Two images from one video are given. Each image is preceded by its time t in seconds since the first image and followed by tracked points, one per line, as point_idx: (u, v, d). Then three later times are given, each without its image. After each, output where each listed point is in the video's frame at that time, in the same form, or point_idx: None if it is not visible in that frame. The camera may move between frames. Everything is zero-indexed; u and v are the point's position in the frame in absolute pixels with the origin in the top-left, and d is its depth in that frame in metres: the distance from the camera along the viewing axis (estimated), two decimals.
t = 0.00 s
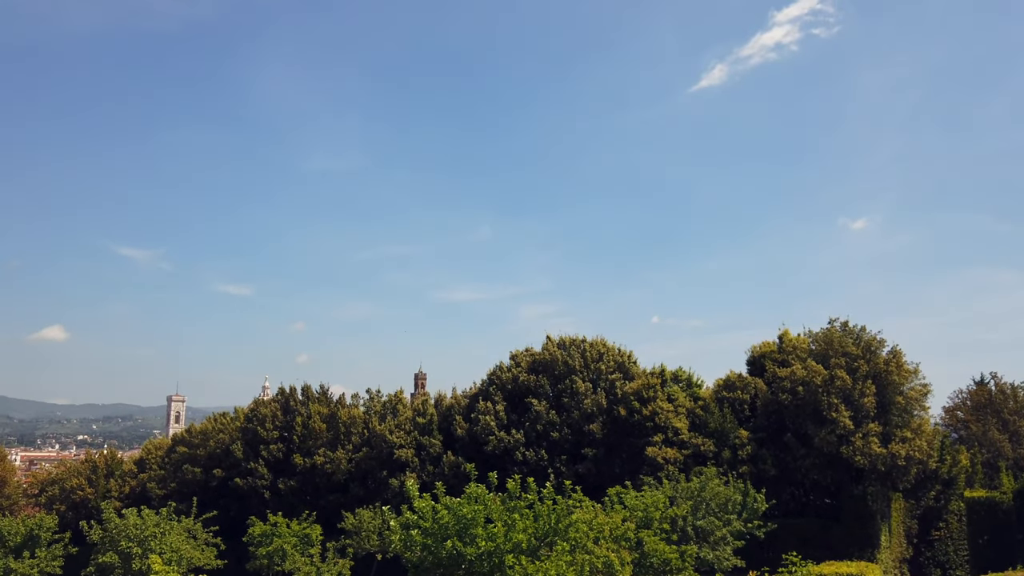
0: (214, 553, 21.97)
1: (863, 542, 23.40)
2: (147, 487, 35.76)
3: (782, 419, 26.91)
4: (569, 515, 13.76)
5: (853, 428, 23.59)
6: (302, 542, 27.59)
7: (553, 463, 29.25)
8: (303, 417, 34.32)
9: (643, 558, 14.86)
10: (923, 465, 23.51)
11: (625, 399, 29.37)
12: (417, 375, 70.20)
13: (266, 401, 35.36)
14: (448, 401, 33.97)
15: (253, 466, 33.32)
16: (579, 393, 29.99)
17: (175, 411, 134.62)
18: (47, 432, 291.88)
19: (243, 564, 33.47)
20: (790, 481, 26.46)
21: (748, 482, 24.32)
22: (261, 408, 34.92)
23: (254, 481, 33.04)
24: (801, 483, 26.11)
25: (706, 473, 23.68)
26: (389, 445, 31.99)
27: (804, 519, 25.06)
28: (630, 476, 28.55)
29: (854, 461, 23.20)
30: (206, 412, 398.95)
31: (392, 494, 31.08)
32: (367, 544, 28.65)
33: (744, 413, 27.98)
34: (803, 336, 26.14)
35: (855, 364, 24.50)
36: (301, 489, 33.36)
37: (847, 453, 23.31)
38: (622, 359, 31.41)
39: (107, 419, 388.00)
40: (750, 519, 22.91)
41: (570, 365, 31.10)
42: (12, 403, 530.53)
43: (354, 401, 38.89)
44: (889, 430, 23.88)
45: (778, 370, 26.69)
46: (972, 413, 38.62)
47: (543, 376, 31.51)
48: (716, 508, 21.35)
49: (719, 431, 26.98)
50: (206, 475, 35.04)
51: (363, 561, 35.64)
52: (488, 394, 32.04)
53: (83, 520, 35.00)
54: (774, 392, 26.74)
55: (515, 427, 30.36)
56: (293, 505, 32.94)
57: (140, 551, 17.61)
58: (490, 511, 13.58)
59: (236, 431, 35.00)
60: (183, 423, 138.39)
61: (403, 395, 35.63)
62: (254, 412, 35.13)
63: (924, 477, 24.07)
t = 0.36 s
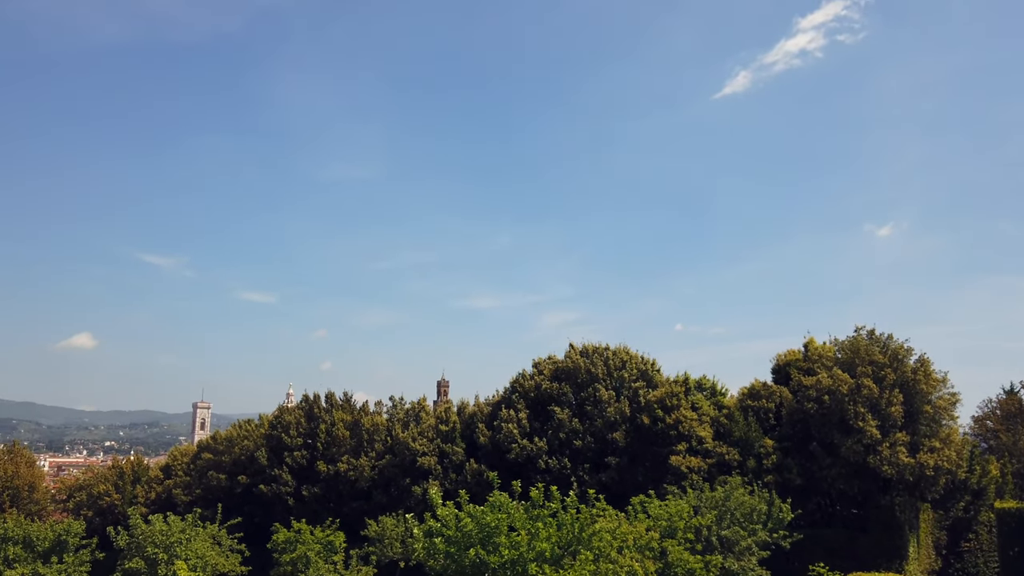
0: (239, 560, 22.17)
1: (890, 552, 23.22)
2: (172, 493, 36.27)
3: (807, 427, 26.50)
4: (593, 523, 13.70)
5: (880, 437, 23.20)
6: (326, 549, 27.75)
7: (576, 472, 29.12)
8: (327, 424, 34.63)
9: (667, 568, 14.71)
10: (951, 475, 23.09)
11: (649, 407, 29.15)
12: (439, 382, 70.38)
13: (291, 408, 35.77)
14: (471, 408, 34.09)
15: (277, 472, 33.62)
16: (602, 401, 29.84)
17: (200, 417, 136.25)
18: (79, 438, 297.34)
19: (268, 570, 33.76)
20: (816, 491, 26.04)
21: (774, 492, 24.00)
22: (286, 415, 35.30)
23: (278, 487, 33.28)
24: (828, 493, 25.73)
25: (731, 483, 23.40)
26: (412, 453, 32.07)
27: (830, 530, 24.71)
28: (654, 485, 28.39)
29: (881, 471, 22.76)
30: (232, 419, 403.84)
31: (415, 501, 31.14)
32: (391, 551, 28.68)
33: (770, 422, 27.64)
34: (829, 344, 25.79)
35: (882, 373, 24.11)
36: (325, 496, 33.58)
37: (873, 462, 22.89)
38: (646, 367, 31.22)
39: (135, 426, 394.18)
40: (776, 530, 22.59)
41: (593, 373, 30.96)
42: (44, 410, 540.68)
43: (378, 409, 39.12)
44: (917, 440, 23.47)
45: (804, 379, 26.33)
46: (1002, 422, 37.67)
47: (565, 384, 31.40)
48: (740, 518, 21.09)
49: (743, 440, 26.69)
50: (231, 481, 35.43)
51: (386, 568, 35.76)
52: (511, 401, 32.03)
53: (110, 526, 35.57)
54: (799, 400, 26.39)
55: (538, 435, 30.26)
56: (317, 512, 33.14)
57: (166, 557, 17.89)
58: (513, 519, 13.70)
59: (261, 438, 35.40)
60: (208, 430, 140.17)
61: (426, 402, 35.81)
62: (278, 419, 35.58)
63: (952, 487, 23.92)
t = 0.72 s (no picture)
0: (266, 567, 22.47)
1: (924, 565, 22.89)
2: (202, 500, 36.91)
3: (837, 436, 26.09)
4: (621, 533, 13.68)
5: (912, 448, 22.72)
6: (352, 557, 27.96)
7: (603, 480, 29.00)
8: (354, 432, 35.00)
9: None
10: (985, 486, 22.64)
11: (676, 416, 28.94)
12: (464, 391, 70.61)
13: (318, 415, 36.25)
14: (497, 416, 34.19)
15: (305, 480, 34.02)
16: (629, 410, 29.69)
17: (230, 425, 138.33)
18: (111, 445, 302.74)
19: None
20: (846, 502, 25.56)
21: (803, 502, 23.66)
22: (314, 423, 35.79)
23: (306, 494, 33.64)
24: (859, 504, 25.30)
25: (760, 493, 23.08)
26: (438, 461, 32.21)
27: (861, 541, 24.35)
28: (682, 495, 28.20)
29: (913, 482, 22.28)
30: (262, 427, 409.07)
31: (441, 509, 31.21)
32: (417, 560, 28.74)
33: (799, 432, 27.27)
34: (860, 353, 25.39)
35: (914, 382, 23.66)
36: (351, 504, 33.84)
37: (905, 473, 22.45)
38: (673, 376, 30.99)
39: (168, 433, 401.53)
40: (806, 541, 22.23)
41: (620, 382, 30.81)
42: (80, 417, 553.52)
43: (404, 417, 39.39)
44: (950, 450, 22.99)
45: (834, 388, 25.93)
46: None
47: (592, 393, 31.27)
48: (770, 529, 20.80)
49: (772, 450, 26.37)
50: (259, 488, 35.93)
51: None
52: (538, 410, 32.02)
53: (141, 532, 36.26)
54: (829, 410, 26.00)
55: (564, 444, 30.16)
56: (343, 519, 33.41)
57: (195, 563, 18.28)
58: (541, 529, 13.75)
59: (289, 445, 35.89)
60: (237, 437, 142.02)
61: (452, 411, 35.99)
62: (306, 427, 36.08)
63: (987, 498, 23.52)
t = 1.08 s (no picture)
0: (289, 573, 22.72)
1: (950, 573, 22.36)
2: (225, 505, 37.39)
3: (862, 443, 25.75)
4: (643, 540, 13.67)
5: (938, 455, 22.35)
6: (374, 562, 28.12)
7: (624, 487, 28.89)
8: (376, 437, 35.26)
9: None
10: (1014, 494, 22.24)
11: (698, 422, 28.74)
12: (486, 397, 70.71)
13: (340, 421, 36.60)
14: (519, 422, 34.26)
15: (327, 485, 34.31)
16: (650, 416, 29.54)
17: (253, 430, 139.69)
18: (138, 450, 307.56)
19: None
20: (871, 509, 25.24)
21: (828, 510, 23.36)
22: (336, 428, 36.15)
23: (328, 500, 33.94)
24: (884, 511, 24.95)
25: (784, 500, 22.84)
26: (459, 467, 32.30)
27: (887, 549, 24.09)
28: (704, 502, 28.00)
29: (940, 489, 21.92)
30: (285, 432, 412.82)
31: (463, 516, 31.26)
32: (438, 566, 28.78)
33: (823, 438, 26.95)
34: (885, 358, 25.06)
35: (940, 389, 23.27)
36: (373, 510, 34.05)
37: (931, 481, 22.07)
38: (695, 382, 30.78)
39: (194, 438, 407.02)
40: (831, 549, 21.95)
41: (642, 388, 30.66)
42: (108, 422, 563.18)
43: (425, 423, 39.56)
44: (978, 458, 22.63)
45: (859, 395, 25.63)
46: None
47: (613, 398, 31.16)
48: (794, 536, 20.57)
49: (796, 457, 26.07)
50: (282, 493, 36.31)
51: None
52: (559, 416, 31.99)
53: (166, 537, 36.80)
54: (854, 416, 25.70)
55: (586, 450, 30.08)
56: (365, 525, 33.64)
57: (219, 568, 18.54)
58: (563, 535, 13.76)
59: (311, 451, 36.24)
60: (260, 442, 143.55)
61: (473, 416, 36.09)
62: (329, 432, 36.48)
63: (1016, 507, 23.17)
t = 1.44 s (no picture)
0: None
1: None
2: (252, 510, 37.95)
3: (892, 449, 25.40)
4: (669, 547, 13.70)
5: (970, 462, 21.96)
6: (399, 567, 28.35)
7: (650, 493, 28.78)
8: (401, 443, 35.57)
9: None
10: None
11: (724, 428, 28.56)
12: (510, 403, 70.79)
13: (366, 427, 36.97)
14: (543, 428, 34.32)
15: (353, 490, 34.69)
16: (676, 422, 29.39)
17: (279, 435, 141.18)
18: (168, 454, 312.69)
19: None
20: (901, 517, 24.89)
21: (857, 517, 23.07)
22: (361, 434, 36.52)
23: (354, 505, 34.30)
24: (914, 519, 24.62)
25: (812, 507, 22.60)
26: (484, 473, 32.41)
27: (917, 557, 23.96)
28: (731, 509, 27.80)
29: (971, 497, 21.57)
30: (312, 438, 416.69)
31: (488, 522, 31.33)
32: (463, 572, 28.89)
33: (851, 445, 26.61)
34: (914, 364, 24.72)
35: (971, 395, 22.87)
36: (398, 515, 34.31)
37: (962, 488, 21.72)
38: (721, 388, 30.58)
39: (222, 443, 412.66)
40: (860, 557, 21.67)
41: (667, 395, 30.50)
42: (140, 428, 573.55)
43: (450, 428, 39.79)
44: (1010, 465, 22.31)
45: (887, 400, 25.31)
46: None
47: (638, 404, 31.06)
48: (823, 544, 20.34)
49: (824, 463, 25.78)
50: (307, 499, 36.74)
51: None
52: (583, 422, 31.97)
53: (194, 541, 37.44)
54: (883, 422, 25.38)
55: (610, 456, 30.01)
56: (391, 530, 33.95)
57: (246, 572, 18.90)
58: (589, 541, 13.80)
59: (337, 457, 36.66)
60: (287, 448, 145.09)
61: (498, 422, 36.21)
62: (354, 438, 36.87)
63: None
